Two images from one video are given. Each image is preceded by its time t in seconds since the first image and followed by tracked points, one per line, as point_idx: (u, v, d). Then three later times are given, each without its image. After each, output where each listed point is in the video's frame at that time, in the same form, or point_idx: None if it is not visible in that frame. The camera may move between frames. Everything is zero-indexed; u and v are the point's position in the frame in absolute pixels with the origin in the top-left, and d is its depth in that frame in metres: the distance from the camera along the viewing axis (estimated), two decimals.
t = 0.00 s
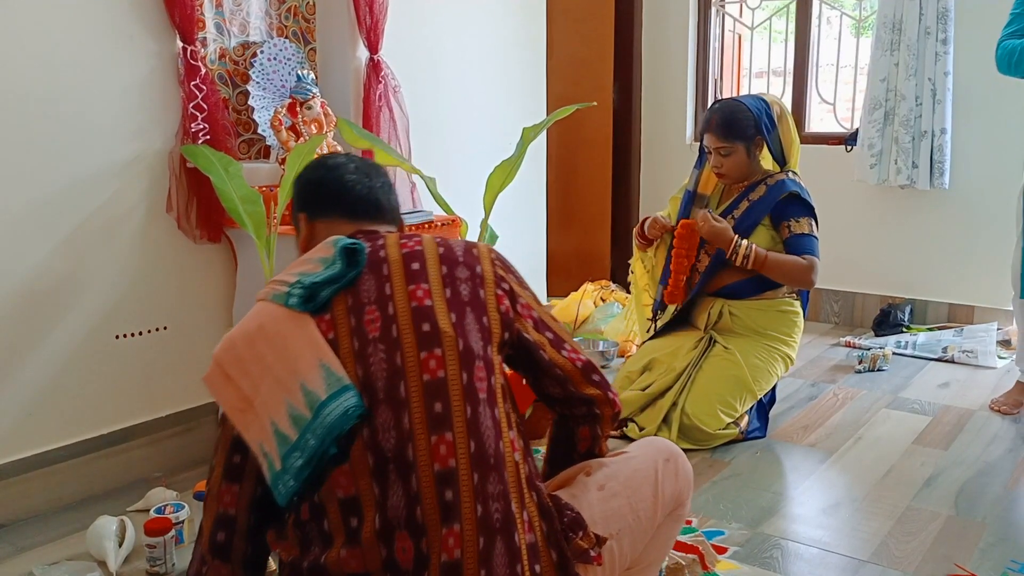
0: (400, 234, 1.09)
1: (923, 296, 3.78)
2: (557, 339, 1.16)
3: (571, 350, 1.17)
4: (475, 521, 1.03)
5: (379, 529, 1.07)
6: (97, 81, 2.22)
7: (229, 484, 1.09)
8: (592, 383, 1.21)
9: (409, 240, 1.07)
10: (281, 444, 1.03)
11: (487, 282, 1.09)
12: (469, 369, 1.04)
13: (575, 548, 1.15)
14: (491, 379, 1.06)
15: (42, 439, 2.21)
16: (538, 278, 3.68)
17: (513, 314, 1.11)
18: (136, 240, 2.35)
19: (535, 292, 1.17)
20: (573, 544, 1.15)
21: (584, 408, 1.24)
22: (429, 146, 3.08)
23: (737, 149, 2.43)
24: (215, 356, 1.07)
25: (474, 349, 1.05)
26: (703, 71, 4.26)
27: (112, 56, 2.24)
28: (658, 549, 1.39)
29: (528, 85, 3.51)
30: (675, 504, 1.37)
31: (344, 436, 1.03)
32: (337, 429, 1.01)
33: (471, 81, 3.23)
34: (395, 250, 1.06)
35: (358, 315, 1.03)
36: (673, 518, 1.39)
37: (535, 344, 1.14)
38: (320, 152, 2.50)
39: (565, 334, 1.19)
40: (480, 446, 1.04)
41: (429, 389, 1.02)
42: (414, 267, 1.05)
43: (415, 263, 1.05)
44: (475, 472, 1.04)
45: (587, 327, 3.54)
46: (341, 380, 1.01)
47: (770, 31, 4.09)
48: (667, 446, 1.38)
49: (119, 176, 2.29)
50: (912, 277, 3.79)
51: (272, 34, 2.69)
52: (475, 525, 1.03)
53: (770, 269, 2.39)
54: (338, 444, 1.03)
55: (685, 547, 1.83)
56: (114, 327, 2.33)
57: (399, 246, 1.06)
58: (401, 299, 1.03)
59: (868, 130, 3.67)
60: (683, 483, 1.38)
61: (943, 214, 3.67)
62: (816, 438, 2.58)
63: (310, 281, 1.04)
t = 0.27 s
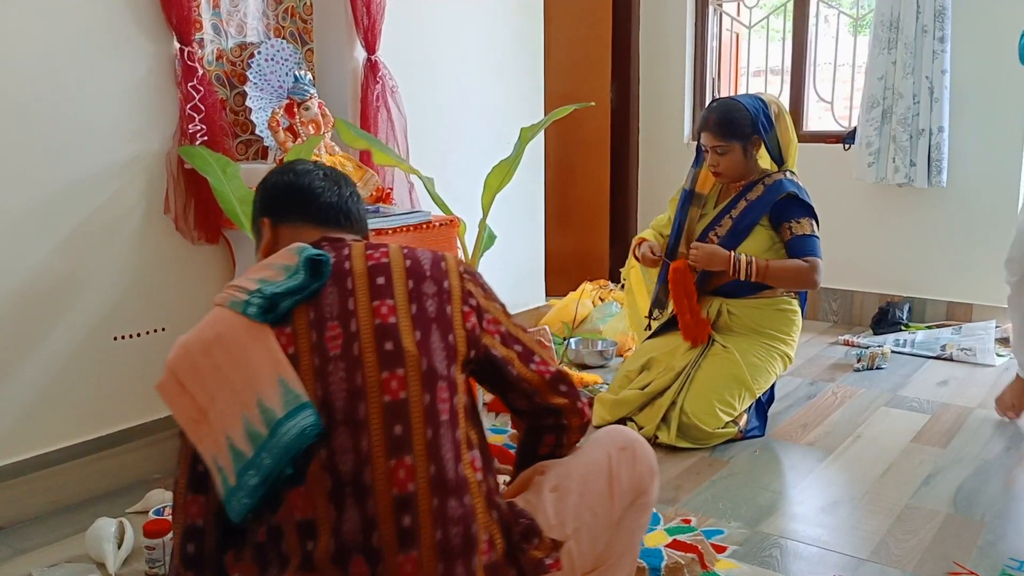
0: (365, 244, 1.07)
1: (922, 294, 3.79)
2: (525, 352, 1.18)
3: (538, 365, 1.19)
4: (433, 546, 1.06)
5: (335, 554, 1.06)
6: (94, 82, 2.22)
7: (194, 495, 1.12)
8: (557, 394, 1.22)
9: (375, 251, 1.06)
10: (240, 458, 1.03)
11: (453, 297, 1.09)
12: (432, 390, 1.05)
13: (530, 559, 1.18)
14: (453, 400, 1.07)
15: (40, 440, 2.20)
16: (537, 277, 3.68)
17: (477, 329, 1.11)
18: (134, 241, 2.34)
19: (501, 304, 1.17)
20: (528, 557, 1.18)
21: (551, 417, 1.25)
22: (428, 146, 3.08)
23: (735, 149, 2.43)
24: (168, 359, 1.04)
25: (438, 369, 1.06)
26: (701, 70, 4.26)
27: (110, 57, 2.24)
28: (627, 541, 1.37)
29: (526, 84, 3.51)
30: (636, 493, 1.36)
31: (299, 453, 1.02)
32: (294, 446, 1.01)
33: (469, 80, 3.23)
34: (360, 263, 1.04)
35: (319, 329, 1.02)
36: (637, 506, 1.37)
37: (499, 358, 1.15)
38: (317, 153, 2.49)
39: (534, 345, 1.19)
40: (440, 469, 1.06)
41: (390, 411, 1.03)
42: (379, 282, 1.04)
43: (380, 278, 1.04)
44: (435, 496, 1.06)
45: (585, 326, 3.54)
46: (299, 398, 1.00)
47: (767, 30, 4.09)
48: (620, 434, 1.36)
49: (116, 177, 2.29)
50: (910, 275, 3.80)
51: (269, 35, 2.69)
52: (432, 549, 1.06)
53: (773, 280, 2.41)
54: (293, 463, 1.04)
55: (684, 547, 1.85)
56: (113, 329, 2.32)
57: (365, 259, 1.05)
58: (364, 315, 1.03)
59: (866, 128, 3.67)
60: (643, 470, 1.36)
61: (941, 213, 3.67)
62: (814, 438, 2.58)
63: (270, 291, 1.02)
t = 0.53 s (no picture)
0: (325, 253, 1.09)
1: (917, 293, 3.79)
2: (482, 370, 1.11)
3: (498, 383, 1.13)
4: (370, 567, 1.07)
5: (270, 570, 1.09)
6: (89, 84, 2.21)
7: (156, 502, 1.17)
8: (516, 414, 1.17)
9: (331, 261, 1.07)
10: (185, 468, 1.06)
11: (408, 312, 1.05)
12: (372, 412, 1.04)
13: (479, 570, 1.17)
14: (400, 421, 1.05)
15: (35, 443, 2.20)
16: (534, 277, 3.69)
17: (436, 345, 1.06)
18: (130, 242, 2.34)
19: (465, 319, 1.11)
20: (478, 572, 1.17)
21: (508, 439, 1.21)
22: (425, 146, 3.08)
23: (731, 149, 2.44)
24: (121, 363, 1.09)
25: (381, 391, 1.04)
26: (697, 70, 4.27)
27: (105, 58, 2.24)
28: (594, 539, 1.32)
29: (523, 84, 3.51)
30: (595, 489, 1.31)
31: (234, 470, 1.05)
32: (227, 463, 1.03)
33: (465, 81, 3.23)
34: (314, 274, 1.06)
35: (263, 346, 1.04)
36: (598, 502, 1.32)
37: (457, 376, 1.09)
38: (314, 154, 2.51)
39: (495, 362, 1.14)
40: (379, 493, 1.05)
41: (326, 434, 1.03)
42: (328, 296, 1.05)
43: (330, 291, 1.05)
44: (372, 522, 1.05)
45: (581, 327, 3.54)
46: (236, 415, 1.02)
47: (763, 30, 4.10)
48: (574, 429, 1.30)
49: (111, 179, 2.29)
50: (906, 274, 3.80)
51: (263, 36, 2.69)
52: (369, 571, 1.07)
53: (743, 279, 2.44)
54: (228, 482, 1.06)
55: (681, 547, 1.86)
56: (109, 331, 2.32)
57: (318, 272, 1.06)
58: (308, 332, 1.04)
59: (862, 128, 3.67)
60: (599, 463, 1.30)
61: (936, 212, 3.68)
62: (810, 437, 2.58)
63: (216, 300, 1.05)
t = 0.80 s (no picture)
0: (273, 263, 1.06)
1: (897, 294, 3.82)
2: (413, 399, 1.08)
3: (429, 413, 1.10)
4: None
5: None
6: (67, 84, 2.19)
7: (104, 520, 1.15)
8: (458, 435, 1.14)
9: (278, 270, 1.04)
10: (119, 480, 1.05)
11: (351, 329, 1.02)
12: (303, 430, 1.00)
13: None
14: (334, 439, 1.01)
15: (11, 447, 2.17)
16: (518, 278, 3.69)
17: (379, 363, 1.03)
18: (108, 243, 2.32)
19: (411, 341, 1.07)
20: None
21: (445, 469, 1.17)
22: (410, 147, 3.08)
23: (713, 152, 2.45)
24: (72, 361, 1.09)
25: (315, 408, 1.00)
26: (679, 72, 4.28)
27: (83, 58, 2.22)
28: (552, 554, 1.24)
29: (506, 85, 3.52)
30: (553, 496, 1.25)
31: (165, 488, 1.03)
32: (155, 479, 1.01)
33: (449, 82, 3.23)
34: (257, 284, 1.03)
35: (195, 361, 1.02)
36: (556, 510, 1.25)
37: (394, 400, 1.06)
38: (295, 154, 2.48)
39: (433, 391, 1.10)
40: (310, 513, 1.01)
41: (253, 454, 1.00)
42: (267, 308, 1.02)
43: (269, 303, 1.02)
44: (299, 544, 1.01)
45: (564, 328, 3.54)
46: (165, 429, 1.01)
47: (744, 32, 4.12)
48: (529, 433, 1.27)
49: (89, 180, 2.26)
50: (885, 275, 3.84)
51: (245, 35, 2.68)
52: None
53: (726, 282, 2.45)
54: (158, 500, 1.04)
55: (663, 547, 1.85)
56: (87, 333, 2.30)
57: (261, 283, 1.03)
58: (241, 346, 1.01)
59: (843, 130, 3.70)
60: (557, 469, 1.25)
61: (915, 214, 3.71)
62: (791, 437, 2.59)
63: (152, 310, 1.04)
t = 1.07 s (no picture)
0: (184, 254, 0.98)
1: (848, 298, 3.89)
2: (341, 387, 1.01)
3: (359, 402, 1.02)
4: None
5: None
6: (13, 74, 2.13)
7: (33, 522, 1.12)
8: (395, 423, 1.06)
9: (189, 263, 0.97)
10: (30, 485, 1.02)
11: (265, 319, 0.94)
12: (214, 431, 0.94)
13: None
14: (250, 438, 0.95)
15: None
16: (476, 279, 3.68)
17: (296, 353, 0.95)
18: (54, 239, 2.26)
19: (336, 326, 0.98)
20: None
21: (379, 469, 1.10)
22: (369, 147, 3.06)
23: (671, 156, 2.47)
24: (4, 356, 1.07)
25: (225, 407, 0.94)
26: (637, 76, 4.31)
27: (30, 48, 2.16)
28: (506, 555, 1.24)
29: (465, 86, 3.51)
30: (508, 497, 1.25)
31: (74, 495, 0.99)
32: (61, 486, 0.98)
33: (408, 82, 3.21)
34: (164, 279, 0.96)
35: (103, 361, 0.97)
36: (510, 511, 1.25)
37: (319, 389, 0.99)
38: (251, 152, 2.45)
39: (365, 380, 1.02)
40: (228, 518, 0.95)
41: (161, 459, 0.95)
42: (172, 303, 0.95)
43: (175, 298, 0.95)
44: (217, 551, 0.97)
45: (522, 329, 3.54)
46: (71, 436, 0.97)
47: (702, 38, 4.16)
48: (488, 432, 1.25)
49: (34, 174, 2.20)
50: (837, 280, 3.90)
51: (201, 29, 2.63)
52: None
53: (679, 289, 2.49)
54: (88, 503, 1.01)
55: (618, 548, 1.88)
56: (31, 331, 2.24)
57: (169, 276, 0.96)
58: (146, 345, 0.94)
59: (797, 136, 3.76)
60: (514, 470, 1.25)
61: (866, 219, 3.78)
62: (744, 439, 2.62)
63: (54, 313, 0.99)
